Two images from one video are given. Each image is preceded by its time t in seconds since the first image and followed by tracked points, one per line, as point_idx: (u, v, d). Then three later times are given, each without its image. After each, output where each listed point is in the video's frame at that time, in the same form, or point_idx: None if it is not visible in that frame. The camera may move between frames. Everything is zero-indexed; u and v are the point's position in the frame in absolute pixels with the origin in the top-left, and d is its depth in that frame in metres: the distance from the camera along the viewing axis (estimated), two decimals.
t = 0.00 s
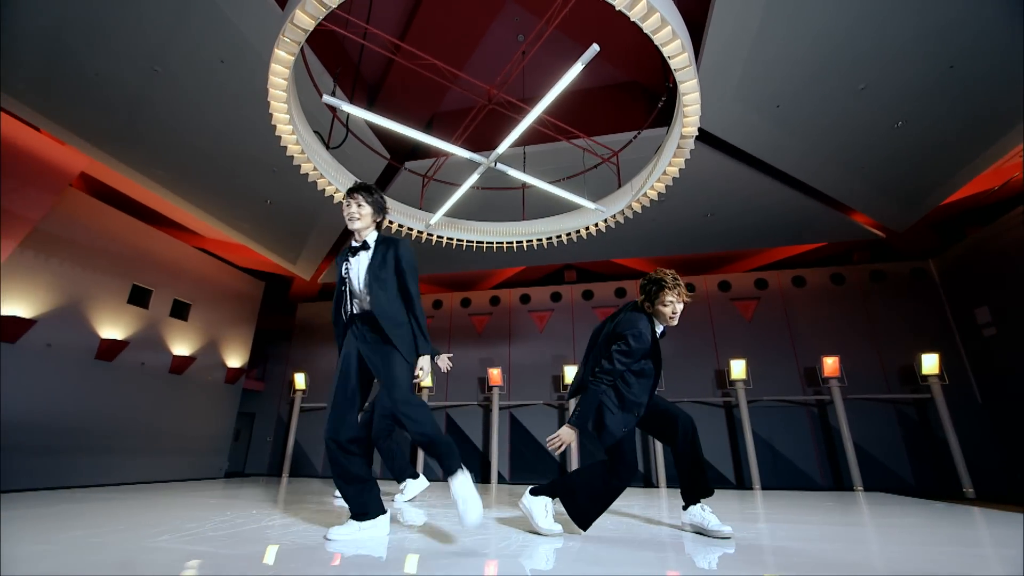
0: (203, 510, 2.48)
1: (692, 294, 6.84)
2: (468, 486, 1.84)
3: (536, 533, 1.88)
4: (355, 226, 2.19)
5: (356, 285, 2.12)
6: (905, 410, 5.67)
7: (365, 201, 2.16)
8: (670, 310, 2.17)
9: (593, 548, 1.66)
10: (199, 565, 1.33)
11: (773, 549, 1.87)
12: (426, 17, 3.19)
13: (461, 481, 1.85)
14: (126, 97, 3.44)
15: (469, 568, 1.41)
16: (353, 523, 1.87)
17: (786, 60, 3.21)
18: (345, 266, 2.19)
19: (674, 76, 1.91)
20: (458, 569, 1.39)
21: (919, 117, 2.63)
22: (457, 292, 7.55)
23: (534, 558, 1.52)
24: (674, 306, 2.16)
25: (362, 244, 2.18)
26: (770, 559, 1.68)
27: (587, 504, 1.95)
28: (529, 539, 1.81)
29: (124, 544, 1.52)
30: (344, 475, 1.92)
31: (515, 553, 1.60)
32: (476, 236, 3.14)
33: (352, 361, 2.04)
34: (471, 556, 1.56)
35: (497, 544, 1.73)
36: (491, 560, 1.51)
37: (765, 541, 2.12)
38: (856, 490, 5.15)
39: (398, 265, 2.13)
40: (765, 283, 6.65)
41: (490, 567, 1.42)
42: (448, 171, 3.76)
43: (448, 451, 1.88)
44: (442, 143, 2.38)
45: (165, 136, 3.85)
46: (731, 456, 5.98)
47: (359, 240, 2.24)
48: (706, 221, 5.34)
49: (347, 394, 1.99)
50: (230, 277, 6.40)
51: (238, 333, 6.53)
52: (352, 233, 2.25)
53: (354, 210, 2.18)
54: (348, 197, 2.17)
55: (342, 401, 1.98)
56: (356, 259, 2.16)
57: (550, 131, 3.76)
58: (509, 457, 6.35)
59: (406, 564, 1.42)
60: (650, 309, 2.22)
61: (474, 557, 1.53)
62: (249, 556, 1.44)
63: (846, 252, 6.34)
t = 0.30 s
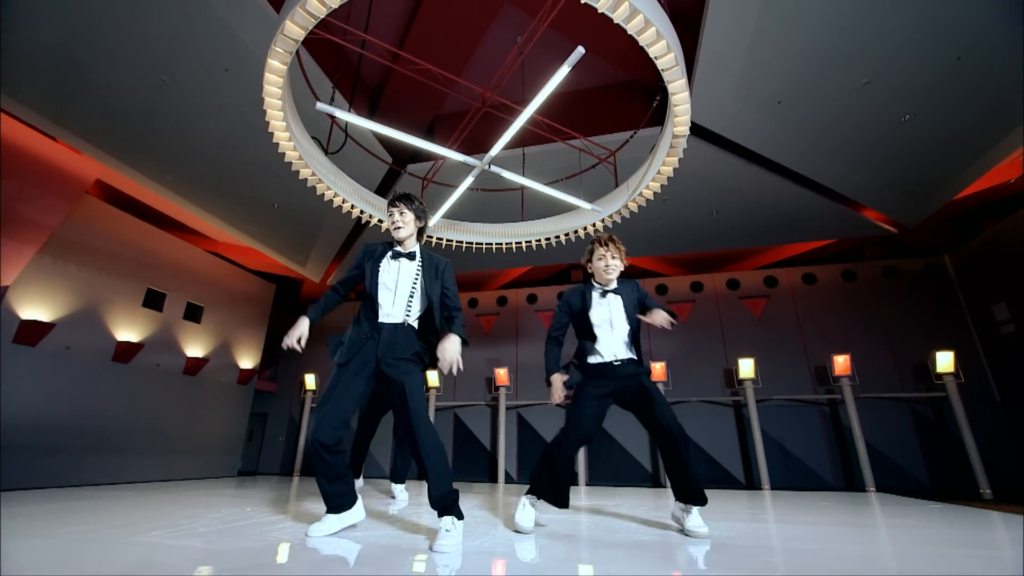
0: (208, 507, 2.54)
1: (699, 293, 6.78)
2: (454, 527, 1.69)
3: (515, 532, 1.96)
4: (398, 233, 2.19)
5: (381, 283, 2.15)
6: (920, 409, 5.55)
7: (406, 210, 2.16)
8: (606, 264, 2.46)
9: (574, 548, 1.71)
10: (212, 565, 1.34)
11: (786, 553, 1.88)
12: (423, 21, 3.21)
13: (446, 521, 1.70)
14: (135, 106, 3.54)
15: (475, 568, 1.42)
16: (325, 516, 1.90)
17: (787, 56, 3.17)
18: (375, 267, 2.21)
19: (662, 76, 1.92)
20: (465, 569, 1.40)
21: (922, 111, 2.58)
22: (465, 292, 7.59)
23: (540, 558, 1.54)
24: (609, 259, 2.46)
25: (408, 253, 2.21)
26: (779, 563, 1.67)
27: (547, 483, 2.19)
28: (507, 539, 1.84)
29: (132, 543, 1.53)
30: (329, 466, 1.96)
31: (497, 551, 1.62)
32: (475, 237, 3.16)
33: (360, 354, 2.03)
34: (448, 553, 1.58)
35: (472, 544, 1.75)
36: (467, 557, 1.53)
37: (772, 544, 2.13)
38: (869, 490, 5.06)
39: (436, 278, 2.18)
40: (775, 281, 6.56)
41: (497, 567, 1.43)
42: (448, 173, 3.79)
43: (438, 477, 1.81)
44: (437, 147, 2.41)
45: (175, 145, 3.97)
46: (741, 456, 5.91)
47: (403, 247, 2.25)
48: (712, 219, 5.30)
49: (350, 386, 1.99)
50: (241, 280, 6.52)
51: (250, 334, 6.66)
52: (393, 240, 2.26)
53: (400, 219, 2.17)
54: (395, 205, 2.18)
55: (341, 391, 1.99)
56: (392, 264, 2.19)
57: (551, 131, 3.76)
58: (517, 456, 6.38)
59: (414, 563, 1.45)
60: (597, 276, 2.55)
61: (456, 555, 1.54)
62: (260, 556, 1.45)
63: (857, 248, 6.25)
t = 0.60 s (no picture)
0: (213, 504, 2.61)
1: (706, 291, 6.73)
2: (434, 524, 1.70)
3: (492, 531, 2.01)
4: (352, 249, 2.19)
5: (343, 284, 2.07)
6: (934, 408, 5.45)
7: (360, 224, 2.15)
8: (577, 270, 2.47)
9: (556, 546, 1.76)
10: (226, 566, 1.34)
11: (757, 553, 1.87)
12: (420, 25, 3.21)
13: (426, 517, 1.70)
14: (144, 114, 3.62)
15: (483, 568, 1.43)
16: (284, 516, 1.82)
17: (787, 51, 3.14)
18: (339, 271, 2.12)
19: (651, 77, 1.92)
20: (472, 569, 1.41)
21: (926, 106, 2.53)
22: (471, 293, 7.63)
23: (549, 559, 1.55)
24: (578, 262, 2.45)
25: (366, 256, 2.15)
26: (756, 563, 1.66)
27: (525, 476, 2.26)
28: (490, 538, 1.85)
29: (142, 542, 1.55)
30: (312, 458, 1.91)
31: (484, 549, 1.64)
32: (474, 239, 3.19)
33: (346, 347, 2.02)
34: (427, 549, 1.60)
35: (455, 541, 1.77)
36: (451, 554, 1.56)
37: (738, 543, 2.12)
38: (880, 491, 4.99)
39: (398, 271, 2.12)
40: (783, 279, 6.48)
41: (504, 567, 1.44)
42: (448, 175, 3.82)
43: (423, 471, 1.82)
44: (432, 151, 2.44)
45: (183, 151, 4.06)
46: (749, 456, 5.85)
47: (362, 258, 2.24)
48: (718, 217, 5.26)
49: (338, 376, 1.99)
50: (251, 283, 6.63)
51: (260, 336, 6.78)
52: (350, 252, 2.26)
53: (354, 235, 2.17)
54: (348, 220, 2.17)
55: (330, 382, 1.99)
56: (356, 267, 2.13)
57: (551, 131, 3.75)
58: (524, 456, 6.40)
59: (421, 560, 1.46)
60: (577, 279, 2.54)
61: (436, 551, 1.56)
62: (271, 556, 1.46)
63: (868, 245, 6.15)
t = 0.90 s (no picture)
0: (219, 502, 2.67)
1: (714, 290, 6.68)
2: (419, 522, 1.74)
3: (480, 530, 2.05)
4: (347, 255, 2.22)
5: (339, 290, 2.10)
6: (948, 407, 5.33)
7: (356, 230, 2.20)
8: (566, 270, 2.49)
9: (541, 543, 1.81)
10: (238, 561, 1.41)
11: (734, 551, 1.88)
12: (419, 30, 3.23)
13: (412, 515, 1.75)
14: (153, 121, 3.71)
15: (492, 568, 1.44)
16: (277, 513, 1.87)
17: (788, 48, 3.11)
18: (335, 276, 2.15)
19: (644, 78, 1.92)
20: (480, 569, 1.43)
21: (929, 100, 2.48)
22: (478, 293, 7.66)
23: (537, 557, 1.58)
24: (566, 261, 2.48)
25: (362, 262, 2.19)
26: (731, 561, 1.67)
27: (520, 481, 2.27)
28: (477, 536, 1.90)
29: (143, 539, 1.59)
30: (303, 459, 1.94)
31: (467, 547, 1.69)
32: (475, 240, 3.22)
33: (337, 350, 2.05)
34: (409, 546, 1.65)
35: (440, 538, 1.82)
36: (435, 551, 1.61)
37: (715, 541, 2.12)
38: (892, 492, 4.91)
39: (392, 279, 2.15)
40: (793, 277, 6.40)
41: (485, 563, 1.48)
42: (450, 177, 3.85)
43: (409, 472, 1.86)
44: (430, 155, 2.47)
45: (192, 157, 4.15)
46: (759, 455, 5.79)
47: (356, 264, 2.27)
48: (724, 215, 5.21)
49: (329, 379, 2.02)
50: (262, 285, 6.74)
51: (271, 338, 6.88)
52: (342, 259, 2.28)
53: (349, 242, 2.21)
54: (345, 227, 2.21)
55: (321, 385, 2.03)
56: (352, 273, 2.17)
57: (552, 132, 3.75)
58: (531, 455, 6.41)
59: (408, 557, 1.51)
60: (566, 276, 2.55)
61: (419, 548, 1.61)
62: (269, 552, 1.51)
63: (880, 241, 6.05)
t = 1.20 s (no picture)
0: (224, 501, 2.72)
1: (720, 289, 6.64)
2: (406, 521, 1.79)
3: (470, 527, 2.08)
4: (341, 260, 2.26)
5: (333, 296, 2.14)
6: (958, 407, 5.25)
7: (350, 236, 2.23)
8: (554, 271, 2.51)
9: (528, 542, 1.84)
10: (246, 557, 1.46)
11: (720, 550, 1.89)
12: (418, 34, 3.25)
13: (400, 514, 1.80)
14: (160, 127, 3.78)
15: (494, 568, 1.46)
16: (270, 512, 1.91)
17: (787, 46, 3.10)
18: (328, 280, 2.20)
19: (636, 81, 1.93)
20: (463, 567, 1.45)
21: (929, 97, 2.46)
22: (483, 294, 7.69)
23: (529, 556, 1.62)
24: (554, 262, 2.49)
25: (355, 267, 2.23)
26: (714, 559, 1.69)
27: (505, 479, 2.27)
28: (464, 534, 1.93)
29: (145, 537, 1.63)
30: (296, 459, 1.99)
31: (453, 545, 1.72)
32: (474, 242, 3.24)
33: (330, 354, 2.09)
34: (394, 544, 1.68)
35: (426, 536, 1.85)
36: (419, 548, 1.64)
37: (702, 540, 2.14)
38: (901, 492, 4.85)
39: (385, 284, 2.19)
40: (799, 276, 6.35)
41: (469, 562, 1.51)
42: (450, 179, 3.87)
43: (400, 472, 1.90)
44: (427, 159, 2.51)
45: (198, 162, 4.22)
46: (765, 455, 5.75)
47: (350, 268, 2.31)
48: (728, 214, 5.18)
49: (322, 382, 2.06)
50: (269, 287, 6.82)
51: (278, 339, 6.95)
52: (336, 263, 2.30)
53: (342, 246, 2.24)
54: (338, 231, 2.24)
55: (314, 388, 2.07)
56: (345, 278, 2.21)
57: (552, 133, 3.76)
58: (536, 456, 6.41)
59: (396, 554, 1.55)
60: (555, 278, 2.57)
61: (405, 545, 1.64)
62: (259, 551, 1.54)
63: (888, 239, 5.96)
